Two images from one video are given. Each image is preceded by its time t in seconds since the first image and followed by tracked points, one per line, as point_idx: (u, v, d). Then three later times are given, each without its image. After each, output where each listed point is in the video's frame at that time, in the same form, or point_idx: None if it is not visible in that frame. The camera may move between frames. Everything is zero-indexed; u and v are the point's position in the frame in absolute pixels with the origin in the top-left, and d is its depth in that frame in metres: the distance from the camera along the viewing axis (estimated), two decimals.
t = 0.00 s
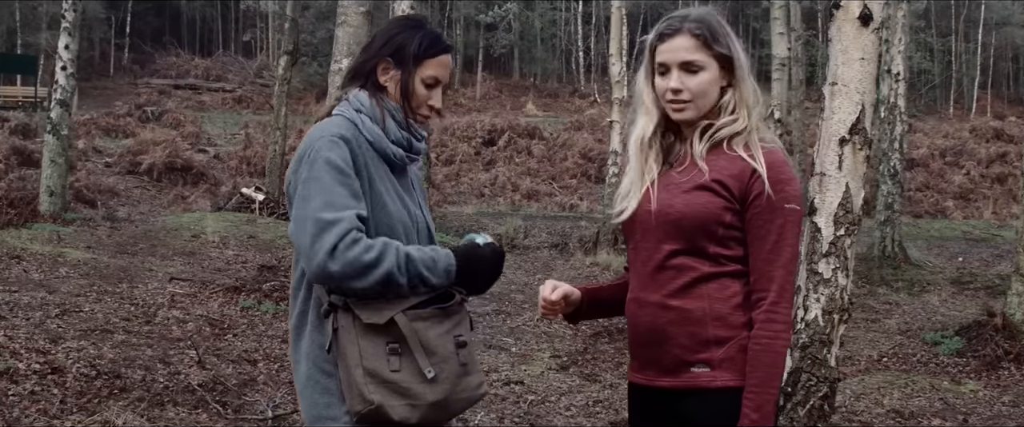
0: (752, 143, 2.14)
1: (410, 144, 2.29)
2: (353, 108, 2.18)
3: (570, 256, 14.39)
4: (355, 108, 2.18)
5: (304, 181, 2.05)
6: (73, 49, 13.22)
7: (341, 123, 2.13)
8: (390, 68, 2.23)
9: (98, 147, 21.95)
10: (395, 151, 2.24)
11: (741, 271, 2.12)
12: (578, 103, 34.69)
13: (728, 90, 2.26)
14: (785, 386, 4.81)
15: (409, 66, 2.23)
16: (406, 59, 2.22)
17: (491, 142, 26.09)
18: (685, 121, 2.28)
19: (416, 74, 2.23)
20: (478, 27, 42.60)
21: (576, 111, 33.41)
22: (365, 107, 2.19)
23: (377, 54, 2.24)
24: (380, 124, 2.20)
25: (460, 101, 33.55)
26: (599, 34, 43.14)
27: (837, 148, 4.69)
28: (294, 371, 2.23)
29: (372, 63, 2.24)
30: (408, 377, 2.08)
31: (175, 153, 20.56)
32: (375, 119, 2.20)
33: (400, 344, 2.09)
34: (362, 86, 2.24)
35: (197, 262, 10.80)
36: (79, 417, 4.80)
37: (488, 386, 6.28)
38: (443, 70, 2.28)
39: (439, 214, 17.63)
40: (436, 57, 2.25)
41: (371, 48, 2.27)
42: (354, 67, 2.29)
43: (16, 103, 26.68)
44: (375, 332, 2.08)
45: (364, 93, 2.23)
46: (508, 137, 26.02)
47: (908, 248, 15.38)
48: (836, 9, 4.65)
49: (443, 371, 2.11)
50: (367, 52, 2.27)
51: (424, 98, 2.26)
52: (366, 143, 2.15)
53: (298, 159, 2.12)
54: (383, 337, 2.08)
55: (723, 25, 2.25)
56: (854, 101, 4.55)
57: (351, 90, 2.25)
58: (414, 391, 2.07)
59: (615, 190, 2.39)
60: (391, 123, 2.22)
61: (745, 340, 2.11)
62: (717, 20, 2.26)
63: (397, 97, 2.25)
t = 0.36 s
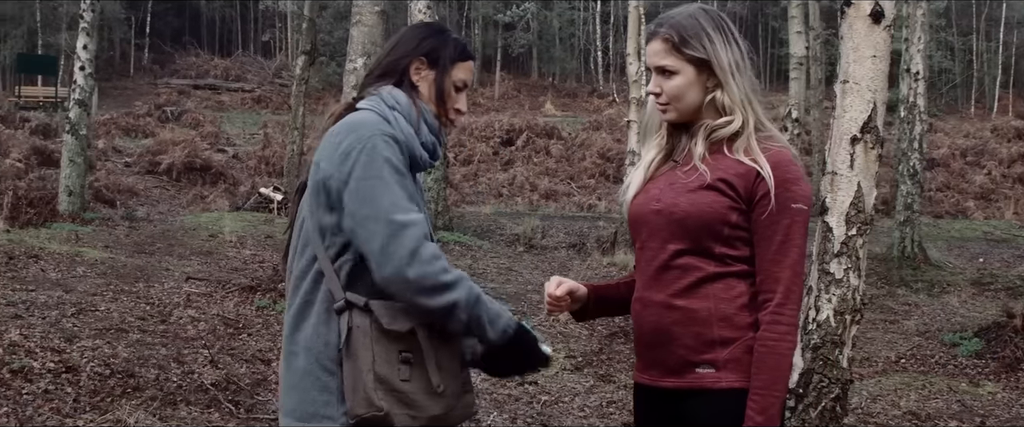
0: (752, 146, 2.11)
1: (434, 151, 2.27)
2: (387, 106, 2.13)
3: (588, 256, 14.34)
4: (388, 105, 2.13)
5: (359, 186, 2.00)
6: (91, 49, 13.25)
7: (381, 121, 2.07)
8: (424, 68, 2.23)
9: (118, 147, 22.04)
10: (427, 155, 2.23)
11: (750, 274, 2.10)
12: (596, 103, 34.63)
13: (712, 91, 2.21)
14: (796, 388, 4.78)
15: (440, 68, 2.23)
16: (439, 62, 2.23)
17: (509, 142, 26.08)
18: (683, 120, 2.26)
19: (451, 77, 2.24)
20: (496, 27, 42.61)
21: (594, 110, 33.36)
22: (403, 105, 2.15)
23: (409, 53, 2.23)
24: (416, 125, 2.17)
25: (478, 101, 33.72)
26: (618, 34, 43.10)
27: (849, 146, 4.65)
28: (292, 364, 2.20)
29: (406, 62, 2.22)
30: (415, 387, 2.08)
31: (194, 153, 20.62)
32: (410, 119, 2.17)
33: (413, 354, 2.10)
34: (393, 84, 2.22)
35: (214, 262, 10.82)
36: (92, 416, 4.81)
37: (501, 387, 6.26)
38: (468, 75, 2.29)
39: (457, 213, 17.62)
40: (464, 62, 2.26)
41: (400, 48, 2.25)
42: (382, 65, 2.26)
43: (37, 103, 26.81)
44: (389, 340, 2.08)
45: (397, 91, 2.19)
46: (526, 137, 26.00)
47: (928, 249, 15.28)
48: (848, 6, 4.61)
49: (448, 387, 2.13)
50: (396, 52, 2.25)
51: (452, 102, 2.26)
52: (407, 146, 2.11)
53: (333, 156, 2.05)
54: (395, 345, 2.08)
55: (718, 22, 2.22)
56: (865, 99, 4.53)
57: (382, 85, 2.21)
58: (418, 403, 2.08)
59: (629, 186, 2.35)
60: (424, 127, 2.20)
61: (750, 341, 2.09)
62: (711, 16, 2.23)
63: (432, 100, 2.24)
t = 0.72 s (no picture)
0: (765, 147, 2.09)
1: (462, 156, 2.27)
2: (425, 112, 2.15)
3: (604, 257, 14.29)
4: (425, 112, 2.15)
5: (410, 192, 2.03)
6: (109, 50, 13.30)
7: (428, 129, 2.10)
8: (456, 77, 2.27)
9: (136, 147, 22.13)
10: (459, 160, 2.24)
11: (764, 277, 2.08)
12: (614, 103, 34.59)
13: (720, 91, 2.19)
14: (809, 390, 4.74)
15: (470, 79, 2.27)
16: (470, 73, 2.27)
17: (526, 142, 26.07)
18: (694, 121, 2.25)
19: (481, 86, 2.28)
20: (514, 27, 42.61)
21: (612, 111, 33.32)
22: (440, 113, 2.17)
23: (440, 62, 2.26)
24: (451, 133, 2.19)
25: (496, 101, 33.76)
26: (636, 34, 43.06)
27: (863, 147, 4.64)
28: (308, 360, 2.14)
29: (437, 70, 2.26)
30: (436, 391, 2.06)
31: (212, 154, 20.68)
32: (446, 127, 2.19)
33: (437, 358, 2.08)
34: (425, 90, 2.24)
35: (231, 262, 10.85)
36: (105, 415, 4.82)
37: (514, 387, 6.25)
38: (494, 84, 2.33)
39: (474, 214, 17.62)
40: (491, 73, 2.29)
41: (431, 58, 2.28)
42: (409, 74, 2.28)
43: (57, 103, 26.96)
44: (416, 342, 2.06)
45: (431, 98, 2.22)
46: (543, 137, 25.98)
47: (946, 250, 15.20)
48: (863, 6, 4.58)
49: (467, 389, 2.14)
50: (425, 62, 2.28)
51: (481, 111, 2.29)
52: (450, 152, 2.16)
53: (380, 159, 2.07)
54: (420, 349, 2.06)
55: (724, 23, 2.19)
56: (880, 98, 4.51)
57: (414, 92, 2.24)
58: (437, 410, 2.06)
59: (643, 188, 2.34)
60: (458, 135, 2.22)
61: (763, 344, 2.07)
62: (719, 15, 2.21)
63: (461, 108, 2.27)
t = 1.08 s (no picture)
0: (772, 150, 2.08)
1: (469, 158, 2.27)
2: (427, 113, 2.15)
3: (616, 258, 14.28)
4: (428, 113, 2.14)
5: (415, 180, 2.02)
6: (123, 51, 13.33)
7: (430, 126, 2.10)
8: (457, 80, 2.26)
9: (149, 148, 22.20)
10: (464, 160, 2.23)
11: (771, 280, 2.06)
12: (627, 104, 34.56)
13: (725, 96, 2.18)
14: (820, 394, 4.73)
15: (470, 82, 2.27)
16: (471, 76, 2.27)
17: (539, 143, 26.03)
18: (702, 127, 2.24)
19: (482, 90, 2.28)
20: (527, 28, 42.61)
21: (625, 112, 33.28)
22: (441, 114, 2.16)
23: (441, 66, 2.26)
24: (452, 133, 2.18)
25: (508, 102, 33.76)
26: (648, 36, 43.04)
27: (875, 149, 4.62)
28: (327, 363, 2.13)
29: (439, 74, 2.26)
30: (453, 392, 2.06)
31: (225, 154, 20.73)
32: (448, 127, 2.18)
33: (453, 356, 2.08)
34: (428, 94, 2.24)
35: (243, 263, 10.87)
36: (116, 416, 4.83)
37: (525, 389, 6.25)
38: (496, 89, 2.33)
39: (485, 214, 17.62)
40: (492, 78, 2.29)
41: (433, 63, 2.28)
42: (414, 78, 2.28)
43: (71, 104, 27.07)
44: (431, 341, 2.06)
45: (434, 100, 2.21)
46: (555, 138, 25.94)
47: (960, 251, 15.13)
48: (874, 8, 4.56)
49: (485, 386, 2.13)
50: (428, 65, 2.28)
51: (482, 116, 2.29)
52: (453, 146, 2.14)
53: (387, 155, 2.07)
54: (435, 347, 2.05)
55: (727, 29, 2.18)
56: (891, 101, 4.49)
57: (417, 94, 2.24)
58: (455, 407, 2.05)
59: (652, 191, 2.33)
60: (461, 138, 2.21)
61: (768, 348, 2.05)
62: (721, 21, 2.20)
63: (463, 111, 2.26)
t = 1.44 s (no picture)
0: (783, 148, 2.06)
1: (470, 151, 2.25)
2: (426, 109, 2.13)
3: (625, 258, 14.26)
4: (425, 108, 2.13)
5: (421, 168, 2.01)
6: (132, 51, 13.34)
7: (430, 119, 2.09)
8: (455, 75, 2.24)
9: (159, 148, 22.24)
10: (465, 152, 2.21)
11: (781, 279, 2.04)
12: (636, 104, 34.50)
13: (738, 92, 2.16)
14: (832, 395, 4.70)
15: (470, 77, 2.25)
16: (469, 71, 2.25)
17: (548, 143, 25.97)
18: (714, 124, 2.21)
19: (480, 84, 2.26)
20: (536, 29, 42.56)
21: (634, 112, 33.21)
22: (439, 110, 2.14)
23: (439, 61, 2.24)
24: (452, 128, 2.16)
25: (517, 102, 33.71)
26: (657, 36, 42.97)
27: (888, 148, 4.58)
28: (335, 364, 2.11)
29: (436, 70, 2.24)
30: (465, 387, 2.03)
31: (234, 154, 20.74)
32: (447, 122, 2.16)
33: (465, 351, 2.06)
34: (426, 90, 2.22)
35: (252, 263, 10.87)
36: (124, 416, 4.82)
37: (534, 389, 6.23)
38: (495, 84, 2.31)
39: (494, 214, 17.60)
40: (490, 72, 2.27)
41: (432, 58, 2.26)
42: (414, 74, 2.26)
43: (81, 104, 27.12)
44: (441, 336, 2.03)
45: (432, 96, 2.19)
46: (565, 138, 25.88)
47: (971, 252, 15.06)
48: (888, 7, 4.53)
49: (497, 380, 2.11)
50: (427, 62, 2.26)
51: (481, 110, 2.27)
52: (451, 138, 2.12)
53: (390, 148, 2.06)
54: (447, 343, 2.03)
55: (740, 25, 2.16)
56: (905, 99, 4.46)
57: (416, 91, 2.22)
58: (468, 403, 2.03)
59: (660, 188, 2.31)
60: (460, 132, 2.19)
61: (780, 348, 2.02)
62: (735, 18, 2.18)
63: (462, 106, 2.25)
